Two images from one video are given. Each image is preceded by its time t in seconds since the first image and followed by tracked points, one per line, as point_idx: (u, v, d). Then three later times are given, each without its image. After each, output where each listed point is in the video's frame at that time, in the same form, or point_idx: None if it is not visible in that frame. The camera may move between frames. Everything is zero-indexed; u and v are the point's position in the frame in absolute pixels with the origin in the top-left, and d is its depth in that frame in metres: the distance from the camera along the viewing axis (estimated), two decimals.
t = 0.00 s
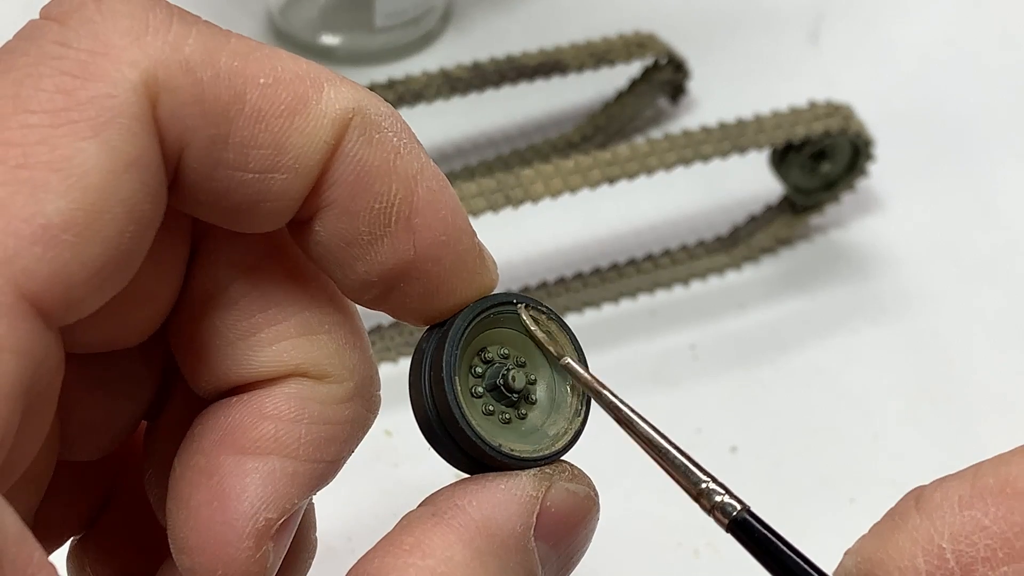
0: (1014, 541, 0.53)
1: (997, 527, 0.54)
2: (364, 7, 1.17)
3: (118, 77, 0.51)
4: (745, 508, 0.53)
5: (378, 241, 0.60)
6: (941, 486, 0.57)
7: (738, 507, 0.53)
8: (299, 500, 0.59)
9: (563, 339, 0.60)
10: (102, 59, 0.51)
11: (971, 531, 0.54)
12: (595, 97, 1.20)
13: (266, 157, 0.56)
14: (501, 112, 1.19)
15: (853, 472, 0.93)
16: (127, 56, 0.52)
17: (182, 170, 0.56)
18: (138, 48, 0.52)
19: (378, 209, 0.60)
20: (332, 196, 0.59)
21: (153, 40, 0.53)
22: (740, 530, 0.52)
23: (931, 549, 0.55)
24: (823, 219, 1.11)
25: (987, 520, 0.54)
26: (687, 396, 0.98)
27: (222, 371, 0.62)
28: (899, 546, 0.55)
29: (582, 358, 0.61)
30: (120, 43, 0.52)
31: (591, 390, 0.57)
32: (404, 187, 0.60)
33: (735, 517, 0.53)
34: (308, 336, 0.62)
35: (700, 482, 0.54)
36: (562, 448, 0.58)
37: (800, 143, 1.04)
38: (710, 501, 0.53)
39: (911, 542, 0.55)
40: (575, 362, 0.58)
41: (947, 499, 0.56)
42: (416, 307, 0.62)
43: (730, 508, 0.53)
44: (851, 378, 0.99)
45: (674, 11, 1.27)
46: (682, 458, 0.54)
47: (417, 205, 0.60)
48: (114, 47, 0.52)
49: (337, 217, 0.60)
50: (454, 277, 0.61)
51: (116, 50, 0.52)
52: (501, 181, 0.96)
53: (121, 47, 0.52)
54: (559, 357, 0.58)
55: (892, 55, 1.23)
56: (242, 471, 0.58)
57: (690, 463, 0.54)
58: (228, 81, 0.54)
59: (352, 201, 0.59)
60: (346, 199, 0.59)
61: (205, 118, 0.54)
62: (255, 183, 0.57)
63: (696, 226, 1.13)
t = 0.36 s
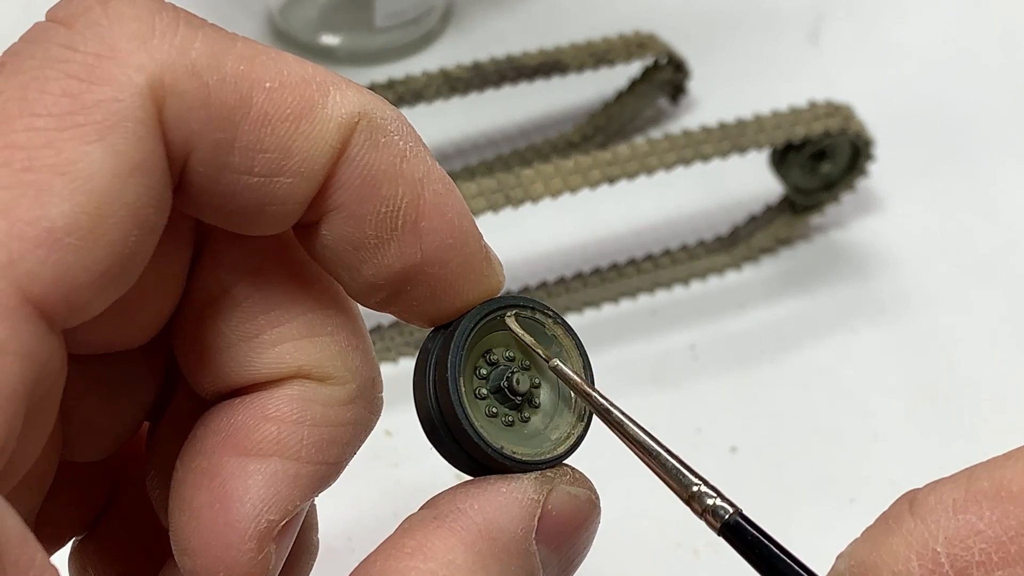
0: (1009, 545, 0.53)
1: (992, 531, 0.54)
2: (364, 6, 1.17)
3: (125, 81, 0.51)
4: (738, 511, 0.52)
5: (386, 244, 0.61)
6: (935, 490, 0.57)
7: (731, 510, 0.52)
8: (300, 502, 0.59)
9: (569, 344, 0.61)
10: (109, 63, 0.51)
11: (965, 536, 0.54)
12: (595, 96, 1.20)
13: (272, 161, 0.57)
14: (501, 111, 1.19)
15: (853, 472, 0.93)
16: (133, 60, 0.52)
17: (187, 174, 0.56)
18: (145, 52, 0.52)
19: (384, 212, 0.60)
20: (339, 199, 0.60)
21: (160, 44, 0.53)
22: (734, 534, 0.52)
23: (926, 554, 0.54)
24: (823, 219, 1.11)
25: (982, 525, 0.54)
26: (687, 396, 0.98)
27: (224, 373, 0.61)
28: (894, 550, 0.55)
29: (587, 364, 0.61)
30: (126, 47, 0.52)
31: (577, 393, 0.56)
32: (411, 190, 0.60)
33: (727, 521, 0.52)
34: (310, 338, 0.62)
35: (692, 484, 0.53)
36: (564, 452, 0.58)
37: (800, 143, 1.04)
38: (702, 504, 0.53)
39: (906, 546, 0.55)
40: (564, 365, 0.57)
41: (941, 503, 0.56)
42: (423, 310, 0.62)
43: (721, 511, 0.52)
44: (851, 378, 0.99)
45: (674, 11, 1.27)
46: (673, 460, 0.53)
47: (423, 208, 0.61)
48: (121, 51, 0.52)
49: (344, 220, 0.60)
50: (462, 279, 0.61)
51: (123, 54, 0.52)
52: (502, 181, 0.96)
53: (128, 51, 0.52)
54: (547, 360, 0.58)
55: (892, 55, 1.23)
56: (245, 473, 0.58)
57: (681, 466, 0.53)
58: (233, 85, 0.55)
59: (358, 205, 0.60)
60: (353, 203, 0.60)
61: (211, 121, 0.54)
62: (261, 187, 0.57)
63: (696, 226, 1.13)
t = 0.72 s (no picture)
0: None
1: (1008, 523, 0.51)
2: (364, 7, 1.17)
3: (126, 83, 0.51)
4: (755, 502, 0.52)
5: (388, 246, 0.61)
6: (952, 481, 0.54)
7: (748, 502, 0.52)
8: (300, 503, 0.59)
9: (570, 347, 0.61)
10: (110, 65, 0.51)
11: (980, 528, 0.51)
12: (595, 96, 1.20)
13: (273, 162, 0.57)
14: (501, 111, 1.19)
15: (853, 472, 0.93)
16: (135, 61, 0.52)
17: (189, 176, 0.56)
18: (146, 53, 0.52)
19: (386, 214, 0.60)
20: (340, 201, 0.60)
21: (161, 45, 0.53)
22: (750, 524, 0.51)
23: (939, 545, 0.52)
24: (823, 219, 1.11)
25: (997, 517, 0.51)
26: (687, 396, 0.98)
27: (224, 374, 0.61)
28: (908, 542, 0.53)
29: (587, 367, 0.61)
30: (128, 49, 0.52)
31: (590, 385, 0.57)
32: (413, 192, 0.60)
33: (745, 512, 0.52)
34: (310, 339, 0.62)
35: (710, 476, 0.53)
36: (565, 453, 0.58)
37: (799, 143, 1.04)
38: (720, 495, 0.53)
39: (920, 538, 0.53)
40: (586, 358, 0.58)
41: (956, 495, 0.53)
42: (426, 311, 0.62)
43: (739, 502, 0.52)
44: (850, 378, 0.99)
45: (674, 11, 1.27)
46: (690, 451, 0.54)
47: (425, 209, 0.61)
48: (123, 53, 0.52)
49: (346, 222, 0.60)
50: (464, 279, 0.61)
51: (124, 56, 0.52)
52: (501, 181, 0.96)
53: (130, 53, 0.52)
54: (570, 353, 0.58)
55: (892, 55, 1.23)
56: (245, 474, 0.58)
57: (699, 457, 0.54)
58: (235, 86, 0.55)
59: (360, 206, 0.60)
60: (355, 204, 0.60)
61: (213, 123, 0.55)
62: (262, 189, 0.57)
63: (696, 226, 1.13)
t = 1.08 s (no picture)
0: (1004, 539, 0.53)
1: (989, 525, 0.54)
2: (364, 7, 1.16)
3: (139, 91, 0.52)
4: (734, 505, 0.50)
5: (412, 247, 0.62)
6: (935, 484, 0.57)
7: (726, 504, 0.51)
8: (309, 507, 0.59)
9: (592, 360, 0.61)
10: (123, 74, 0.52)
11: (962, 530, 0.54)
12: (595, 96, 1.20)
13: (288, 169, 0.57)
14: (501, 111, 1.18)
15: (853, 472, 0.93)
16: (147, 71, 0.52)
17: (205, 185, 0.57)
18: (159, 63, 0.53)
19: (408, 215, 0.61)
20: (361, 206, 0.60)
21: (173, 54, 0.53)
22: (728, 527, 0.50)
23: (921, 546, 0.55)
24: (823, 219, 1.11)
25: (979, 519, 0.54)
26: (687, 396, 0.98)
27: (232, 378, 0.61)
28: (890, 543, 0.55)
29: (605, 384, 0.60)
30: (141, 58, 0.53)
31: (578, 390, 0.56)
32: (433, 192, 0.61)
33: (723, 515, 0.50)
34: (318, 342, 0.62)
35: (688, 479, 0.51)
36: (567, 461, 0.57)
37: (800, 143, 1.04)
38: (699, 498, 0.51)
39: (901, 538, 0.55)
40: (560, 362, 0.57)
41: (939, 498, 0.56)
42: (454, 309, 0.63)
43: (718, 505, 0.51)
44: (851, 378, 0.99)
45: (674, 11, 1.27)
46: (666, 454, 0.52)
47: (446, 208, 0.61)
48: (137, 62, 0.53)
49: (369, 226, 0.61)
50: (490, 274, 0.62)
51: (137, 65, 0.52)
52: (502, 182, 0.96)
53: (142, 62, 0.53)
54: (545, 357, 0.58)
55: (891, 55, 1.23)
56: (253, 478, 0.58)
57: (676, 459, 0.52)
58: (247, 95, 0.55)
59: (381, 210, 0.60)
60: (377, 207, 0.60)
61: (226, 132, 0.55)
62: (278, 196, 0.57)
63: (696, 226, 1.13)
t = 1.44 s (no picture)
0: (987, 568, 0.47)
1: (970, 555, 0.48)
2: (364, 7, 1.16)
3: (151, 102, 0.52)
4: (711, 536, 0.51)
5: (430, 254, 0.62)
6: (912, 509, 0.51)
7: (703, 536, 0.51)
8: (312, 508, 0.59)
9: (605, 375, 0.60)
10: (135, 85, 0.52)
11: (943, 559, 0.48)
12: (595, 96, 1.20)
13: (301, 179, 0.57)
14: (501, 111, 1.18)
15: (852, 471, 0.94)
16: (160, 83, 0.53)
17: (218, 196, 0.57)
18: (171, 75, 0.53)
19: (425, 223, 0.61)
20: (377, 215, 0.60)
21: (186, 67, 0.54)
22: (707, 559, 0.50)
23: None
24: (823, 219, 1.11)
25: (959, 548, 0.48)
26: (687, 396, 0.98)
27: (236, 380, 0.61)
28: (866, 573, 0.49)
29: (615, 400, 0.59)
30: (153, 70, 0.53)
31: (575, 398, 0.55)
32: (448, 199, 0.61)
33: (701, 546, 0.50)
34: (320, 344, 0.62)
35: (664, 511, 0.51)
36: (566, 466, 0.57)
37: (799, 143, 1.04)
38: (675, 530, 0.51)
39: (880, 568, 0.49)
40: (530, 395, 0.56)
41: (918, 525, 0.50)
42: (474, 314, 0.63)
43: (695, 536, 0.51)
44: (851, 378, 0.99)
45: (674, 11, 1.27)
46: (643, 488, 0.52)
47: (463, 215, 0.61)
48: (148, 74, 0.53)
49: (387, 235, 0.61)
50: (509, 277, 0.62)
51: (150, 77, 0.53)
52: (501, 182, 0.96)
53: (154, 74, 0.53)
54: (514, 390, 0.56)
55: (892, 55, 1.23)
56: (256, 480, 0.58)
57: (653, 493, 0.52)
58: (260, 106, 0.55)
59: (398, 219, 0.60)
60: (394, 216, 0.60)
61: (238, 142, 0.55)
62: (291, 206, 0.57)
63: (696, 226, 1.13)
